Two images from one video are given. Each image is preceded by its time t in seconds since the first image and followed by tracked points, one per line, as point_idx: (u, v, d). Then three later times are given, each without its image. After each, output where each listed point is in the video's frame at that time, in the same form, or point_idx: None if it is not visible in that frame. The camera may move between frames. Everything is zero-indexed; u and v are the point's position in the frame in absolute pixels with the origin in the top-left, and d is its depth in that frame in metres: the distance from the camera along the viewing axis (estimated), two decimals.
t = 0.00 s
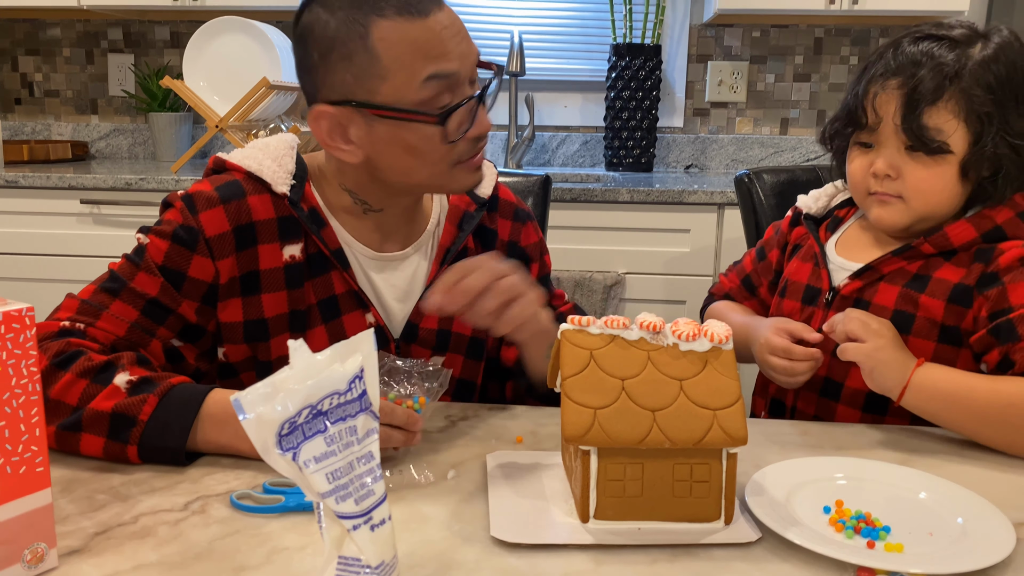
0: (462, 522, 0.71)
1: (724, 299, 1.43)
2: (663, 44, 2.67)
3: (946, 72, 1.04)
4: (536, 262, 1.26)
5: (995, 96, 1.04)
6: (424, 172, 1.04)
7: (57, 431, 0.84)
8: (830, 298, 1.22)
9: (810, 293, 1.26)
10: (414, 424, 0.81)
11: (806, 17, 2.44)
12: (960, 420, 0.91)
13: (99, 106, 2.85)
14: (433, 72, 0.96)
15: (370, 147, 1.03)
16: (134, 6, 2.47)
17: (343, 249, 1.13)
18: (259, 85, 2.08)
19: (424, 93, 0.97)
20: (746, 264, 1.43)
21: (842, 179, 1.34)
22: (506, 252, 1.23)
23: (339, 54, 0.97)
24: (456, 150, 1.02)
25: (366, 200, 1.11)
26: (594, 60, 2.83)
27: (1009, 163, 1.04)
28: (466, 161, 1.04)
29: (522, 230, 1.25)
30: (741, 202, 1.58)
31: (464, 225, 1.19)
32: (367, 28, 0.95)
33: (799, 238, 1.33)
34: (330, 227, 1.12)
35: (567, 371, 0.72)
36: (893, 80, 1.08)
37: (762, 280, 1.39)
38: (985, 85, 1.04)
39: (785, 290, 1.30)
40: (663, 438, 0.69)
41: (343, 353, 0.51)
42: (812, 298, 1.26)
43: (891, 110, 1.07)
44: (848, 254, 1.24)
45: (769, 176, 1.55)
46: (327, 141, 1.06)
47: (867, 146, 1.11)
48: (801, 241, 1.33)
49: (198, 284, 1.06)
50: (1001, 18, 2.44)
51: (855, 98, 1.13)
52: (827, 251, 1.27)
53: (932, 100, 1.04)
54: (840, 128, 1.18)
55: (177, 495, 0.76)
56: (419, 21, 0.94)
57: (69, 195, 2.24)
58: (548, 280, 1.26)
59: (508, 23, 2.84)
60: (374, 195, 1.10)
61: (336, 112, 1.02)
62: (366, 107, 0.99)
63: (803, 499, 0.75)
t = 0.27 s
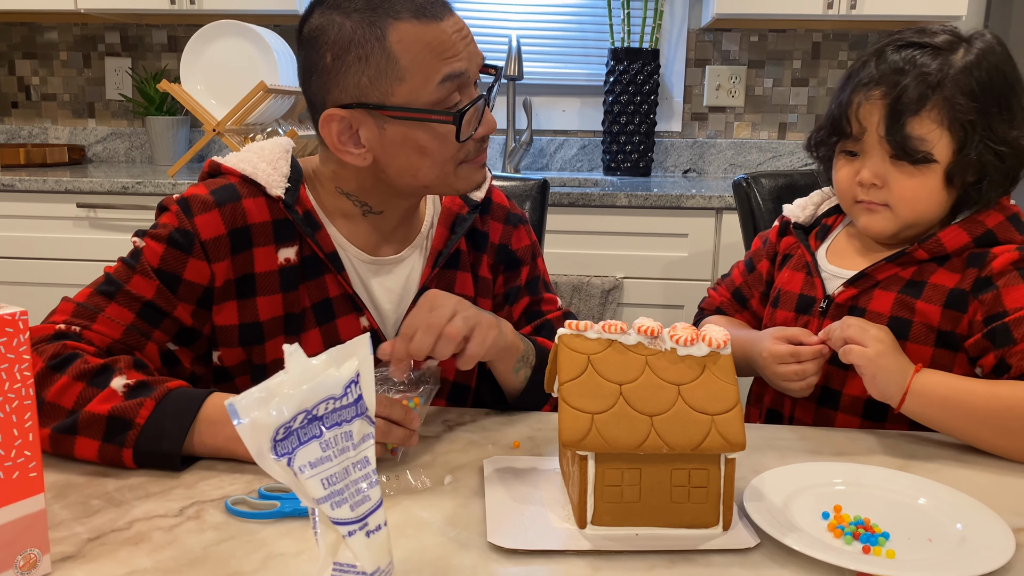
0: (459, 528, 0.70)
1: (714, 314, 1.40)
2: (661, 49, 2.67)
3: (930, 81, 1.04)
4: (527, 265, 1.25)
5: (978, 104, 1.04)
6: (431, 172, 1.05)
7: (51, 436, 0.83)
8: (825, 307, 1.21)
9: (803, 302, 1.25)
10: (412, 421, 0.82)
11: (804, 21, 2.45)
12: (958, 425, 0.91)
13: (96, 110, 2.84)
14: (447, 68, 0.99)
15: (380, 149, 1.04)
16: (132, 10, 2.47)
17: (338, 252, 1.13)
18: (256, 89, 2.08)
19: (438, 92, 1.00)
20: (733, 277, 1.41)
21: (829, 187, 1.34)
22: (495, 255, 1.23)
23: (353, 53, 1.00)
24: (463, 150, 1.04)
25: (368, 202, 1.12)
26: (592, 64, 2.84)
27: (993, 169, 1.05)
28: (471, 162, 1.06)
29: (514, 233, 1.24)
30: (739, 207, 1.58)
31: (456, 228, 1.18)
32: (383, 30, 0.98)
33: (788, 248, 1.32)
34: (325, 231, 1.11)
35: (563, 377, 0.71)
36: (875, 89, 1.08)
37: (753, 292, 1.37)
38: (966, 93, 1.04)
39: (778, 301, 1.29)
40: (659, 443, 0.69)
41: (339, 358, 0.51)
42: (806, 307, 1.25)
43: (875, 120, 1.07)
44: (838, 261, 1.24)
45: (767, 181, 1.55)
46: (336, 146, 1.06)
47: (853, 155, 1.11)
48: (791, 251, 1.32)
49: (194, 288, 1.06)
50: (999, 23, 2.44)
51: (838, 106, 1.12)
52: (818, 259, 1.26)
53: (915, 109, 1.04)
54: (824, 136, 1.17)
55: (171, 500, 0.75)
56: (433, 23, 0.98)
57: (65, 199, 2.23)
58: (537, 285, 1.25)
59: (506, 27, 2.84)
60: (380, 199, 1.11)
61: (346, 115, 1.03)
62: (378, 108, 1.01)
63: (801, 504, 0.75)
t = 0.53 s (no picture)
0: (456, 532, 0.70)
1: (699, 326, 1.37)
2: (659, 53, 2.68)
3: (897, 83, 1.06)
4: (523, 265, 1.24)
5: (945, 104, 1.06)
6: (425, 178, 1.05)
7: (48, 439, 0.83)
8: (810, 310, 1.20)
9: (788, 307, 1.24)
10: (412, 432, 0.81)
11: (802, 25, 2.45)
12: (955, 430, 0.91)
13: (94, 112, 2.84)
14: (440, 73, 0.99)
15: (375, 155, 1.05)
16: (130, 12, 2.46)
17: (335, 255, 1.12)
18: (254, 92, 2.08)
19: (432, 96, 1.00)
20: (716, 288, 1.40)
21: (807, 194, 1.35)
22: (491, 256, 1.23)
23: (348, 58, 1.00)
24: (458, 155, 1.05)
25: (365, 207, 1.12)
26: (590, 68, 2.84)
27: (965, 166, 1.06)
28: (467, 168, 1.07)
29: (509, 234, 1.24)
30: (737, 210, 1.58)
31: (450, 230, 1.18)
32: (377, 35, 0.98)
33: (770, 255, 1.32)
34: (322, 233, 1.11)
35: (561, 380, 0.71)
36: (844, 95, 1.09)
37: (736, 301, 1.36)
38: (933, 93, 1.06)
39: (763, 307, 1.27)
40: (658, 447, 0.69)
41: (336, 362, 0.51)
42: (791, 312, 1.23)
43: (845, 125, 1.08)
44: (820, 265, 1.24)
45: (765, 185, 1.56)
46: (331, 152, 1.06)
47: (827, 160, 1.12)
48: (773, 258, 1.32)
49: (191, 290, 1.06)
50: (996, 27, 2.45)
51: (809, 115, 1.14)
52: (800, 265, 1.26)
53: (884, 112, 1.05)
54: (799, 145, 1.19)
55: (167, 504, 0.75)
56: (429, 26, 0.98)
57: (63, 202, 2.23)
58: (532, 284, 1.25)
59: (504, 31, 2.84)
60: (375, 203, 1.11)
61: (341, 118, 1.04)
62: (372, 112, 1.01)
63: (798, 508, 0.75)
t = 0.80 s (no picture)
0: (455, 534, 0.70)
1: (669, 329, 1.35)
2: (658, 55, 2.68)
3: (855, 82, 1.06)
4: (520, 266, 1.24)
5: (903, 100, 1.06)
6: (424, 183, 1.05)
7: (46, 440, 0.83)
8: (786, 311, 1.21)
9: (763, 308, 1.24)
10: (408, 427, 0.82)
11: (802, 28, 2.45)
12: (954, 432, 0.91)
13: (93, 114, 2.84)
14: (440, 82, 0.99)
15: (372, 159, 1.05)
16: (130, 13, 2.46)
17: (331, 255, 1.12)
18: (254, 93, 2.08)
19: (432, 104, 1.00)
20: (684, 291, 1.40)
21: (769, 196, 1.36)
22: (487, 257, 1.23)
23: (349, 65, 1.00)
24: (458, 161, 1.05)
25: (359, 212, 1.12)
26: (590, 70, 2.85)
27: (924, 161, 1.07)
28: (466, 172, 1.08)
29: (506, 235, 1.24)
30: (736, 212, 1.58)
31: (447, 231, 1.18)
32: (378, 42, 0.98)
33: (738, 255, 1.33)
34: (318, 234, 1.11)
35: (560, 383, 0.71)
36: (802, 95, 1.09)
37: (705, 303, 1.35)
38: (890, 91, 1.06)
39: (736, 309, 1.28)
40: (657, 450, 0.69)
41: (334, 363, 0.50)
42: (766, 312, 1.24)
43: (806, 125, 1.08)
44: (794, 264, 1.24)
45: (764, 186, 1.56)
46: (328, 157, 1.06)
47: (789, 160, 1.12)
48: (740, 258, 1.32)
49: (187, 291, 1.06)
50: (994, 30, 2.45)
51: (770, 116, 1.14)
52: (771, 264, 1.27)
53: (843, 111, 1.05)
54: (760, 145, 1.18)
55: (165, 506, 0.75)
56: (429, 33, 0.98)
57: (62, 203, 2.22)
58: (530, 286, 1.23)
59: (503, 33, 2.84)
60: (370, 207, 1.11)
61: (340, 124, 1.04)
62: (371, 118, 1.01)
63: (798, 510, 0.75)
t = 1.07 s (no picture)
0: (455, 534, 0.70)
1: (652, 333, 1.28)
2: (659, 55, 2.68)
3: (828, 77, 1.08)
4: (520, 264, 1.23)
5: (873, 98, 1.09)
6: (420, 182, 1.05)
7: (46, 439, 0.83)
8: (773, 313, 1.21)
9: (748, 310, 1.24)
10: (409, 432, 0.82)
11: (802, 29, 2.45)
12: (955, 432, 0.91)
13: (94, 114, 2.84)
14: (439, 80, 0.99)
15: (370, 155, 1.05)
16: (130, 14, 2.46)
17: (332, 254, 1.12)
18: (254, 94, 2.08)
19: (429, 102, 1.00)
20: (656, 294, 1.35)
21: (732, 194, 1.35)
22: (488, 254, 1.23)
23: (349, 60, 1.00)
24: (456, 160, 1.04)
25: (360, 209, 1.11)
26: (590, 71, 2.85)
27: (892, 159, 1.11)
28: (463, 172, 1.07)
29: (507, 232, 1.24)
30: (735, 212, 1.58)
31: (448, 229, 1.18)
32: (379, 38, 0.98)
33: (713, 254, 1.31)
34: (319, 232, 1.11)
35: (561, 382, 0.71)
36: (776, 90, 1.10)
37: (683, 305, 1.32)
38: (860, 88, 1.09)
39: (718, 310, 1.26)
40: (658, 449, 0.69)
41: (336, 362, 0.50)
42: (752, 315, 1.23)
43: (779, 119, 1.09)
44: (776, 263, 1.24)
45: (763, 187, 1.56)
46: (326, 151, 1.06)
47: (761, 157, 1.12)
48: (716, 257, 1.31)
49: (188, 288, 1.06)
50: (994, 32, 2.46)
51: (740, 111, 1.14)
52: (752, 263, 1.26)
53: (817, 106, 1.07)
54: (729, 142, 1.19)
55: (166, 505, 0.75)
56: (433, 32, 0.98)
57: (62, 203, 2.22)
58: (530, 284, 1.23)
59: (504, 33, 2.84)
60: (367, 205, 1.11)
61: (338, 119, 1.04)
62: (370, 115, 1.01)
63: (799, 510, 0.75)
